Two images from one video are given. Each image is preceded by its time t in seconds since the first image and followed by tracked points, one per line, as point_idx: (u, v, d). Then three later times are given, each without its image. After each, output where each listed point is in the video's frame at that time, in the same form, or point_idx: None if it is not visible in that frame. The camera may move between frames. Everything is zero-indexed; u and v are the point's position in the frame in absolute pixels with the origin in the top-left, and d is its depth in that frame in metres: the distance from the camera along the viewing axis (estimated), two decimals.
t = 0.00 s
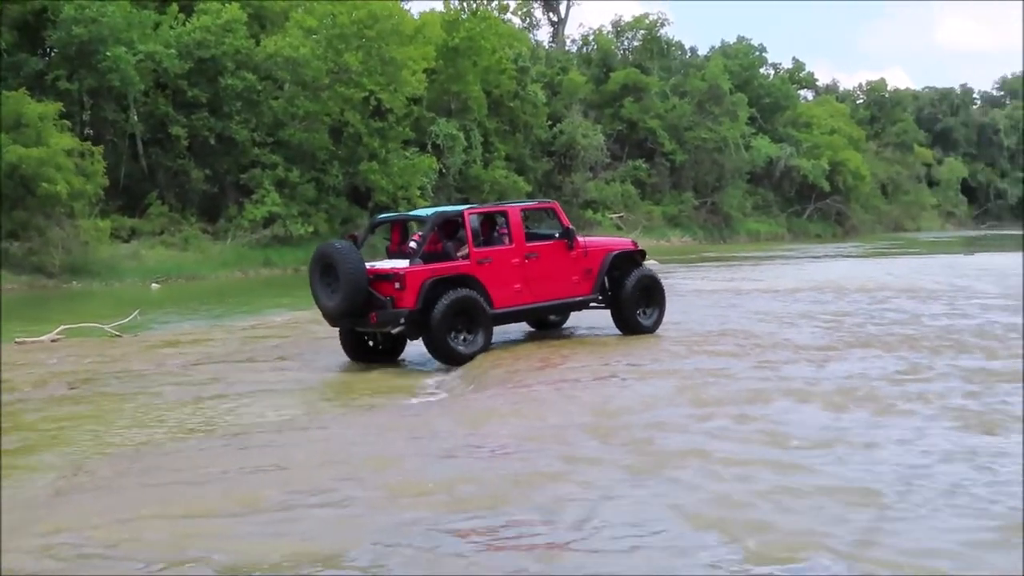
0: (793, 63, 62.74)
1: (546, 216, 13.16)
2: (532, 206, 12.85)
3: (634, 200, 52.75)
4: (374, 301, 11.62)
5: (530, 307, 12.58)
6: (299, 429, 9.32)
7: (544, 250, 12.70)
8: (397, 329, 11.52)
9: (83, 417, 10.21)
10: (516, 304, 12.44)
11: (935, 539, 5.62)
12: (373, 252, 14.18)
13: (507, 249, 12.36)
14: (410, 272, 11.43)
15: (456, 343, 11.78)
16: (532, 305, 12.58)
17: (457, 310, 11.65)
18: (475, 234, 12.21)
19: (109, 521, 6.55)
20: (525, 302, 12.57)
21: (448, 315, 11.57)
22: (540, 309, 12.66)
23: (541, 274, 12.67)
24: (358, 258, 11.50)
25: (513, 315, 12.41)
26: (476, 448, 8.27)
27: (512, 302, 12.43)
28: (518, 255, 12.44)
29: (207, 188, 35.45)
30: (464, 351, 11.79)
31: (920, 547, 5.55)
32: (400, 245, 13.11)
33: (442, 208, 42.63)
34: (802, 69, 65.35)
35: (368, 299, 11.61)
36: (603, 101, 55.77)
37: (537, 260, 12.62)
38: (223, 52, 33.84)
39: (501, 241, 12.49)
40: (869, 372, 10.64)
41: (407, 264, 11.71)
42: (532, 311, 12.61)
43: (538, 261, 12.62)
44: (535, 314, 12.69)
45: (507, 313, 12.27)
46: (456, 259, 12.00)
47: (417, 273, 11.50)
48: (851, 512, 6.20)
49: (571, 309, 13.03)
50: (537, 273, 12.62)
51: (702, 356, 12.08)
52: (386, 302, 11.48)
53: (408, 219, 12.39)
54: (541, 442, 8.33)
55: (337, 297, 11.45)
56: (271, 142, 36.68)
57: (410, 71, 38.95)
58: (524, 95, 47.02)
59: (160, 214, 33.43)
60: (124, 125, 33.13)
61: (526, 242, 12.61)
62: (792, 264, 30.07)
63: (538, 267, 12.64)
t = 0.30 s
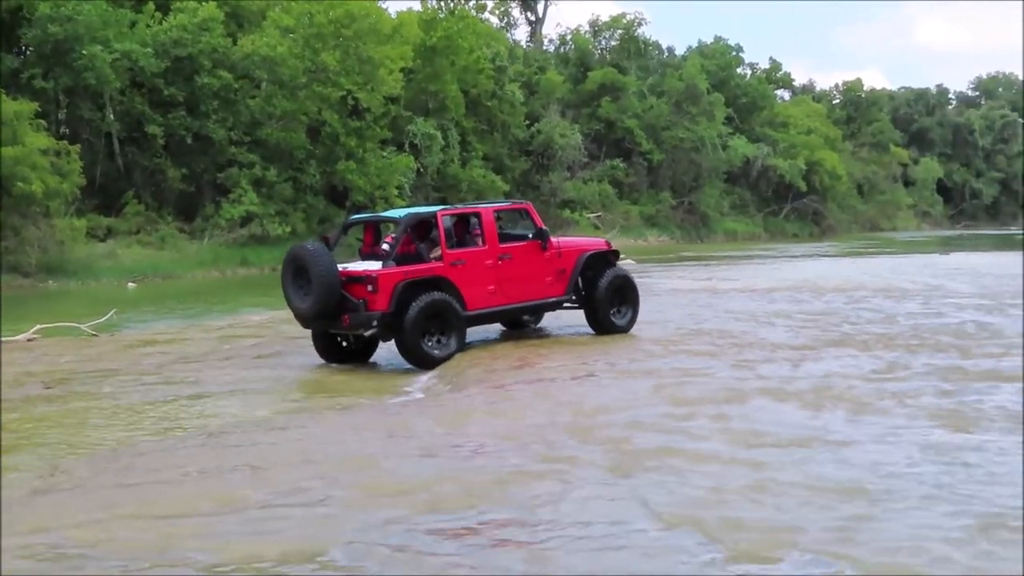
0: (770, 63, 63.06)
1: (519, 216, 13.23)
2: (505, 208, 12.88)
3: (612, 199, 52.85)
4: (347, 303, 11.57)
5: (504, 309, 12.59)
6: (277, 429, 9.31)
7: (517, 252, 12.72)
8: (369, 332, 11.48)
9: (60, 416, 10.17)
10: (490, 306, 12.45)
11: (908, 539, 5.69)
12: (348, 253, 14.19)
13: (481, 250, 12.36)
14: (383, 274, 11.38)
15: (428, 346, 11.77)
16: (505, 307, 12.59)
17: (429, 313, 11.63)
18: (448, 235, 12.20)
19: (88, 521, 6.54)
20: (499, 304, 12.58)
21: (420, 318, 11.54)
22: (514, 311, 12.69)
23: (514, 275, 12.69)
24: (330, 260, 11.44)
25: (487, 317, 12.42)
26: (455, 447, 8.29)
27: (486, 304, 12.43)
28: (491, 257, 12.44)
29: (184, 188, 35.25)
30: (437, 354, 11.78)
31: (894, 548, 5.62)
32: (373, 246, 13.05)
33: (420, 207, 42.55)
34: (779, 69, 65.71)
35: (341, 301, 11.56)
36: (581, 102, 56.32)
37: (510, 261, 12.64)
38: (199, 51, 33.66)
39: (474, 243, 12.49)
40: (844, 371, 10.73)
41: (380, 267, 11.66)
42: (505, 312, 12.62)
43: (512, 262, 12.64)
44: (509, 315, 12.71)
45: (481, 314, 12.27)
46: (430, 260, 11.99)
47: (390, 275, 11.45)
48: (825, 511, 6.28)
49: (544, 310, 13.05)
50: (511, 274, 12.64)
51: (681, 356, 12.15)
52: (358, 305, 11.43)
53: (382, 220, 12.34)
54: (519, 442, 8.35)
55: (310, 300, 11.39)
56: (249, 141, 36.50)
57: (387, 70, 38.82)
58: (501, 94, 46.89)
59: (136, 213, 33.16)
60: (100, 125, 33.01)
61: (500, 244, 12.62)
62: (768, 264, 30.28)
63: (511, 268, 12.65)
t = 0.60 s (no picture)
0: (770, 64, 62.99)
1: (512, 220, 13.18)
2: (498, 211, 12.82)
3: (612, 201, 52.84)
4: (338, 310, 11.51)
5: (498, 314, 12.54)
6: (276, 431, 9.28)
7: (510, 256, 12.68)
8: (361, 339, 11.41)
9: (59, 418, 10.15)
10: (482, 311, 12.38)
11: (910, 541, 5.70)
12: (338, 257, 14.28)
13: (474, 255, 12.30)
14: (376, 281, 11.29)
15: (421, 353, 11.70)
16: (499, 311, 12.54)
17: (422, 320, 11.56)
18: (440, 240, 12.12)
19: (88, 522, 6.53)
20: (492, 309, 12.53)
21: (413, 326, 11.48)
22: (507, 316, 12.64)
23: (507, 280, 12.64)
24: (321, 267, 11.38)
25: (481, 322, 12.37)
26: (454, 449, 8.27)
27: (479, 309, 12.37)
28: (484, 262, 12.39)
29: (184, 189, 35.22)
30: (429, 361, 11.71)
31: (897, 548, 5.60)
32: (365, 250, 13.09)
33: (420, 209, 42.50)
34: (779, 70, 65.69)
35: (332, 308, 11.50)
36: (581, 103, 55.99)
37: (502, 267, 12.59)
38: (199, 52, 33.66)
39: (467, 247, 12.42)
40: (846, 372, 10.72)
41: (372, 273, 11.58)
42: (498, 317, 12.57)
43: (504, 267, 12.59)
44: (501, 320, 12.65)
45: (473, 320, 12.20)
46: (422, 266, 11.90)
47: (382, 282, 11.37)
48: (826, 512, 6.27)
49: (538, 315, 13.04)
50: (504, 279, 12.60)
51: (682, 358, 12.13)
52: (349, 312, 11.37)
53: (373, 225, 12.28)
54: (521, 443, 8.32)
55: (301, 307, 11.33)
56: (249, 143, 36.48)
57: (387, 71, 38.78)
58: (502, 95, 46.89)
59: (136, 215, 33.25)
60: (100, 126, 33.00)
61: (493, 248, 12.56)
62: (770, 265, 30.27)
63: (503, 273, 12.60)
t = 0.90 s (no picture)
0: (782, 66, 62.83)
1: (512, 223, 13.13)
2: (497, 215, 12.78)
3: (624, 203, 52.78)
4: (337, 317, 11.48)
5: (499, 318, 12.51)
6: (287, 432, 9.28)
7: (511, 261, 12.65)
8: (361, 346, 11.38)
9: (73, 419, 10.17)
10: (483, 316, 12.35)
11: (931, 544, 5.64)
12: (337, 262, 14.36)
13: (474, 260, 12.27)
14: (373, 288, 11.25)
15: (421, 360, 11.67)
16: (500, 316, 12.51)
17: (422, 327, 11.51)
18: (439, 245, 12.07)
19: (102, 522, 6.53)
20: (493, 314, 12.49)
21: (412, 333, 11.43)
22: (509, 321, 12.61)
23: (507, 285, 12.61)
24: (319, 274, 11.37)
25: (482, 327, 12.33)
26: (466, 450, 8.26)
27: (481, 315, 12.34)
28: (485, 267, 12.35)
29: (196, 190, 35.31)
30: (430, 368, 11.69)
31: (910, 552, 5.55)
32: (365, 255, 13.11)
33: (432, 211, 42.53)
34: (791, 72, 65.54)
35: (331, 315, 11.48)
36: (593, 105, 55.91)
37: (503, 271, 12.56)
38: (210, 54, 33.70)
39: (467, 252, 12.38)
40: (860, 375, 10.66)
41: (371, 279, 11.53)
42: (500, 322, 12.53)
43: (505, 272, 12.57)
44: (502, 325, 12.62)
45: (474, 325, 12.16)
46: (421, 272, 11.84)
47: (381, 288, 11.32)
48: (845, 515, 6.21)
49: (540, 318, 13.04)
50: (504, 284, 12.57)
51: (693, 360, 12.08)
52: (348, 319, 11.33)
53: (372, 231, 12.25)
54: (532, 445, 8.30)
55: (299, 314, 11.32)
56: (261, 144, 36.56)
57: (399, 74, 38.80)
58: (513, 97, 46.90)
59: (148, 216, 33.42)
60: (112, 127, 33.18)
61: (493, 253, 12.53)
62: (782, 267, 30.14)
63: (504, 278, 12.57)
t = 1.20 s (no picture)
0: (792, 65, 62.73)
1: (515, 223, 13.11)
2: (499, 215, 12.76)
3: (634, 202, 52.70)
4: (337, 318, 11.49)
5: (501, 319, 12.50)
6: (297, 432, 9.28)
7: (512, 261, 12.63)
8: (360, 347, 11.38)
9: (84, 419, 10.18)
10: (485, 317, 12.34)
11: (950, 542, 5.62)
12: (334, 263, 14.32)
13: (474, 260, 12.24)
14: (372, 289, 11.24)
15: (422, 361, 11.65)
16: (502, 317, 12.49)
17: (422, 328, 11.49)
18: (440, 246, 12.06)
19: (113, 523, 6.54)
20: (494, 315, 12.47)
21: (412, 334, 11.41)
22: (510, 321, 12.59)
23: (509, 285, 12.60)
24: (318, 275, 11.38)
25: (483, 328, 12.31)
26: (476, 450, 8.25)
27: (482, 315, 12.32)
28: (486, 267, 12.33)
29: (206, 190, 35.37)
30: (430, 370, 11.67)
31: (924, 553, 5.51)
32: (365, 256, 13.11)
33: (441, 210, 42.56)
34: (801, 71, 65.41)
35: (331, 317, 11.49)
36: (602, 105, 55.89)
37: (504, 271, 12.54)
38: (220, 54, 33.76)
39: (468, 252, 12.36)
40: (872, 374, 10.63)
41: (370, 280, 11.52)
42: (501, 322, 12.52)
43: (506, 272, 12.55)
44: (504, 325, 12.62)
45: (475, 327, 12.14)
46: (421, 273, 11.81)
47: (380, 290, 11.31)
48: (862, 514, 6.19)
49: (542, 318, 13.03)
50: (506, 284, 12.55)
51: (703, 360, 12.06)
52: (348, 321, 11.33)
53: (372, 231, 12.24)
54: (542, 445, 8.28)
55: (299, 315, 11.34)
56: (270, 144, 36.65)
57: (409, 73, 38.85)
58: (523, 97, 46.92)
59: (159, 216, 33.57)
60: (122, 128, 33.28)
61: (494, 253, 12.51)
62: (792, 267, 30.07)
63: (505, 278, 12.55)
